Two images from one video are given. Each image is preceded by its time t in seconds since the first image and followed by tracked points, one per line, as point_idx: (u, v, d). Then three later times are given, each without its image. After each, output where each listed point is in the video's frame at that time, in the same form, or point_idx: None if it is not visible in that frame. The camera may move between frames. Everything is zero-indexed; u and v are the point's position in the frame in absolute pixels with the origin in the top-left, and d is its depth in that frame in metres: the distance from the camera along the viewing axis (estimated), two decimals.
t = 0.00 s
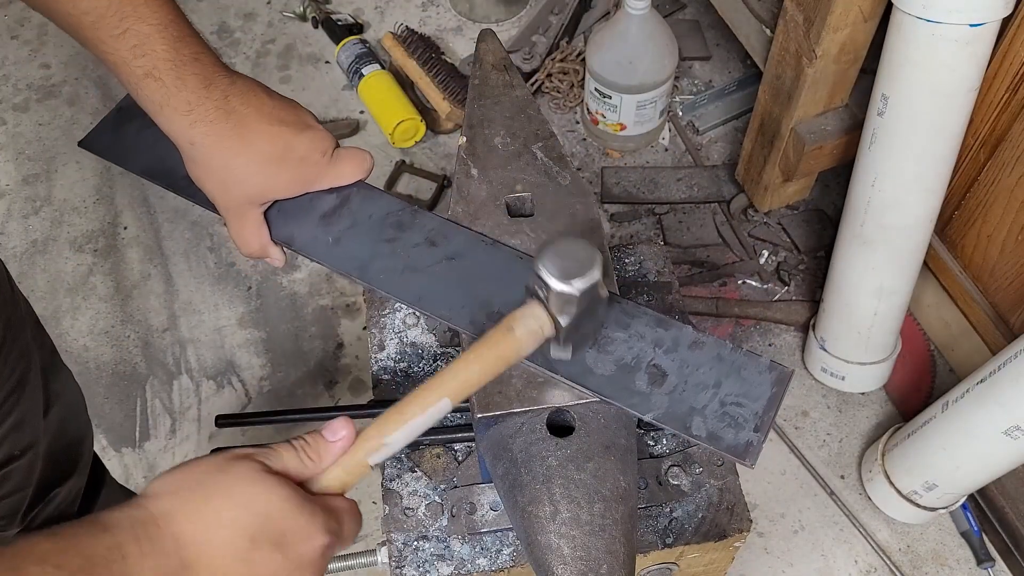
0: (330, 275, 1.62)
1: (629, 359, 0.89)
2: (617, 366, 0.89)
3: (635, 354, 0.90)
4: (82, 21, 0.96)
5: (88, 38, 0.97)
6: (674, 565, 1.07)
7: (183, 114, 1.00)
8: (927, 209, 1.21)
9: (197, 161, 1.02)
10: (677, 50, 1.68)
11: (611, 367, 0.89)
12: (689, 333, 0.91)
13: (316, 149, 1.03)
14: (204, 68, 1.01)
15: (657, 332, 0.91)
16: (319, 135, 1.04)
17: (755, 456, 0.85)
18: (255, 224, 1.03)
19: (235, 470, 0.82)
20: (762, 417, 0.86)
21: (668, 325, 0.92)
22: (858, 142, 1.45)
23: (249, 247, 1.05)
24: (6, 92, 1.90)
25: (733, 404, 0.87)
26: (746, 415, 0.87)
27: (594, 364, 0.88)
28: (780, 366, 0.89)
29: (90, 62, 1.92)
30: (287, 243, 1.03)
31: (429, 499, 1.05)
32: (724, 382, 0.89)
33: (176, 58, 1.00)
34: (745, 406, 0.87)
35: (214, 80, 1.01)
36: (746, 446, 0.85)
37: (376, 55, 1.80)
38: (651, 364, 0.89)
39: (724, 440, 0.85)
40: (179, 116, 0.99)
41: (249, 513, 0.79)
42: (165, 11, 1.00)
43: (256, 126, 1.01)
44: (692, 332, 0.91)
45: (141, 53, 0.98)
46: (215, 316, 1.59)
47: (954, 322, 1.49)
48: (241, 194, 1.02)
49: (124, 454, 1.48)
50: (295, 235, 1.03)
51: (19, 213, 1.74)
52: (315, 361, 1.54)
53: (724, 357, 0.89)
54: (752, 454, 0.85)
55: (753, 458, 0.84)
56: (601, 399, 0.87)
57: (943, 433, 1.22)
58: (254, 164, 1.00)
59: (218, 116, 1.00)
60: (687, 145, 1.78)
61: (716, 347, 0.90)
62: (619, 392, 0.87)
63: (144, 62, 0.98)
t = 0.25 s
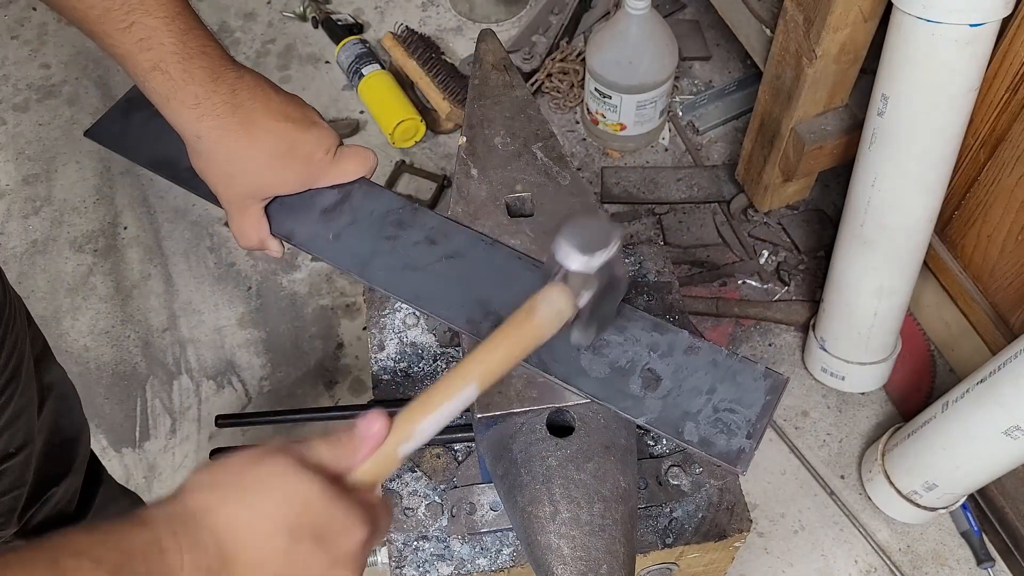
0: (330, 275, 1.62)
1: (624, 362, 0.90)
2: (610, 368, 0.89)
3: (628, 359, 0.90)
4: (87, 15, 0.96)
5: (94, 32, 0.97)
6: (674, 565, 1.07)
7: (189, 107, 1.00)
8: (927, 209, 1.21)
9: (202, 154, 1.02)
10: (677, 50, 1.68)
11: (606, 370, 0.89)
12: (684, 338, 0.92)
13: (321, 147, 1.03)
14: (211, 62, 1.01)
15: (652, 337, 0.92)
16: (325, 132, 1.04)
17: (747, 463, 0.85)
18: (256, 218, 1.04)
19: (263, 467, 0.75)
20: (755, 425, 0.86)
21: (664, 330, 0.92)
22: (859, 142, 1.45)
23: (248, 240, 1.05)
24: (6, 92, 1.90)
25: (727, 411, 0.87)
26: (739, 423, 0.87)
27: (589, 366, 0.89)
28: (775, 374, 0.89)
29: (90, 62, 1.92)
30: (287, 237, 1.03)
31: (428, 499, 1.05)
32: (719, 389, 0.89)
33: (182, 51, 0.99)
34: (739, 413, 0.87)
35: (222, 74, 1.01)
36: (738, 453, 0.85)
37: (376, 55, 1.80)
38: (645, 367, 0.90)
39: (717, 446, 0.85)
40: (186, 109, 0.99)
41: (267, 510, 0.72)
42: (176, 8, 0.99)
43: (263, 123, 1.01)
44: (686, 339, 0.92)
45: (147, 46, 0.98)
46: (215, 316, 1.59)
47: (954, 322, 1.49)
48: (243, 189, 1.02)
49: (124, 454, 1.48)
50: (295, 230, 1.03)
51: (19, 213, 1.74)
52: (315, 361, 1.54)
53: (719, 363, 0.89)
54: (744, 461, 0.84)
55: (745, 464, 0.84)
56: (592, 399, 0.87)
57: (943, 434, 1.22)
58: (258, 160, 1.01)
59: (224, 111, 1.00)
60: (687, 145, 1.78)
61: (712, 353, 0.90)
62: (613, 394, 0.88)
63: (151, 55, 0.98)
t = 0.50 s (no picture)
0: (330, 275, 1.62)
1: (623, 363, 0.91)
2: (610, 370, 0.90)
3: (628, 359, 0.92)
4: (93, 16, 1.01)
5: (100, 34, 1.03)
6: (674, 565, 1.07)
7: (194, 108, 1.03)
8: (927, 208, 1.21)
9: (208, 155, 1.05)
10: (677, 49, 1.68)
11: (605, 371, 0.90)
12: (684, 339, 0.93)
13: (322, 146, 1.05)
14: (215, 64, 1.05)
15: (651, 337, 0.93)
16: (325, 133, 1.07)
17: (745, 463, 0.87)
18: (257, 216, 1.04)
19: (243, 113, 0.51)
20: (754, 425, 0.88)
21: (663, 331, 0.94)
22: (859, 142, 1.45)
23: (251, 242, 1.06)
24: (6, 92, 1.90)
25: (726, 411, 0.89)
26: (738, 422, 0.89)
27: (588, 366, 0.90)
28: (774, 375, 0.91)
29: (90, 62, 1.92)
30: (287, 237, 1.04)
31: (429, 499, 1.05)
32: (717, 390, 0.91)
33: (184, 51, 1.02)
34: (739, 413, 0.89)
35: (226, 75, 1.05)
36: (737, 453, 0.86)
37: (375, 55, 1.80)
38: (644, 368, 0.91)
39: (715, 447, 0.87)
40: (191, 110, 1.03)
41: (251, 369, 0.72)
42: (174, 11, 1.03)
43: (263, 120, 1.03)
44: (685, 339, 0.93)
45: (149, 47, 1.01)
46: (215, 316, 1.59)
47: (954, 322, 1.49)
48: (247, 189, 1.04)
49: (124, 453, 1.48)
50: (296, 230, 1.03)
51: (19, 213, 1.74)
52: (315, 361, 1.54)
53: (718, 365, 0.91)
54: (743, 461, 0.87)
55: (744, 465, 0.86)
56: (589, 399, 0.88)
57: (942, 433, 1.22)
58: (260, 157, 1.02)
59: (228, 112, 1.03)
60: (687, 145, 1.78)
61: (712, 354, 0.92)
62: (611, 394, 0.89)
63: (153, 55, 1.01)
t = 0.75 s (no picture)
0: (330, 275, 1.62)
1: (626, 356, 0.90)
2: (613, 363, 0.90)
3: (631, 352, 0.91)
4: (89, 17, 1.00)
5: (97, 36, 1.02)
6: (675, 566, 1.07)
7: (192, 107, 1.02)
8: (927, 208, 1.21)
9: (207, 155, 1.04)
10: (677, 49, 1.68)
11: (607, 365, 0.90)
12: (687, 330, 0.92)
13: (322, 144, 1.05)
14: (214, 64, 1.04)
15: (654, 330, 0.92)
16: (326, 130, 1.06)
17: (751, 452, 0.85)
18: (258, 216, 1.04)
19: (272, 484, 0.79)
20: (759, 414, 0.86)
21: (667, 323, 0.93)
22: (859, 142, 1.45)
23: (252, 239, 1.06)
24: (6, 92, 1.90)
25: (731, 401, 0.87)
26: (743, 412, 0.87)
27: (590, 360, 0.90)
28: (778, 363, 0.89)
29: (90, 62, 1.92)
30: (290, 235, 1.03)
31: (429, 500, 1.05)
32: (721, 380, 0.89)
33: (183, 52, 1.03)
34: (743, 403, 0.87)
35: (223, 74, 1.04)
36: (743, 442, 0.85)
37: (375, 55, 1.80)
38: (648, 360, 0.90)
39: (720, 437, 0.86)
40: (189, 108, 1.01)
41: (252, 494, 0.77)
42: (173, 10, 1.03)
43: (264, 121, 1.03)
44: (688, 330, 0.92)
45: (148, 47, 1.01)
46: (215, 316, 1.59)
47: (953, 322, 1.49)
48: (248, 186, 1.02)
49: (124, 454, 1.48)
50: (299, 229, 1.03)
51: (19, 213, 1.74)
52: (315, 361, 1.54)
53: (721, 355, 0.90)
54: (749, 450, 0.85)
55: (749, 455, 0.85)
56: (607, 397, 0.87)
57: (942, 433, 1.22)
58: (259, 156, 1.02)
59: (227, 110, 1.02)
60: (687, 145, 1.78)
61: (716, 344, 0.90)
62: (616, 386, 0.88)
63: (152, 55, 1.01)
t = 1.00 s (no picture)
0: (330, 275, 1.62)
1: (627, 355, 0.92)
2: (614, 362, 0.91)
3: (631, 351, 0.92)
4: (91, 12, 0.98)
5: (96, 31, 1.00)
6: (674, 565, 1.07)
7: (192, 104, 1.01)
8: (927, 208, 1.21)
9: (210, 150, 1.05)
10: (677, 49, 1.68)
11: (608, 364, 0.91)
12: (687, 331, 0.94)
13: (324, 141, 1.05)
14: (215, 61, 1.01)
15: (654, 330, 0.93)
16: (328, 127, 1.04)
17: (749, 452, 0.87)
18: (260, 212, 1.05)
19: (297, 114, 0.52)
20: (756, 414, 0.89)
21: (665, 323, 0.94)
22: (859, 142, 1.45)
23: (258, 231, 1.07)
24: (6, 92, 1.90)
25: (729, 401, 0.89)
26: (741, 413, 0.89)
27: (591, 360, 0.91)
28: (775, 365, 0.92)
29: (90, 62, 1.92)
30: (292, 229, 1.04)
31: (429, 500, 1.05)
32: (719, 381, 0.91)
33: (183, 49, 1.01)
34: (742, 403, 0.90)
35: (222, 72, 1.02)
36: (741, 443, 0.87)
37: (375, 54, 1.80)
38: (648, 359, 0.92)
39: (719, 437, 0.88)
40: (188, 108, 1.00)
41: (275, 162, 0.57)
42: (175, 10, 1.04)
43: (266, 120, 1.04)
44: (688, 331, 0.94)
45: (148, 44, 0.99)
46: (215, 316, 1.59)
47: (954, 322, 1.49)
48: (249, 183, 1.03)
49: (124, 453, 1.48)
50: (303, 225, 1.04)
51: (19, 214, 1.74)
52: (315, 361, 1.54)
53: (720, 355, 0.92)
54: (747, 450, 0.88)
55: (748, 453, 0.87)
56: (604, 396, 0.88)
57: (942, 433, 1.22)
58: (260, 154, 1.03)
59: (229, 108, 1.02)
60: (687, 145, 1.78)
61: (715, 345, 0.93)
62: (615, 386, 0.89)
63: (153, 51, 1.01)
